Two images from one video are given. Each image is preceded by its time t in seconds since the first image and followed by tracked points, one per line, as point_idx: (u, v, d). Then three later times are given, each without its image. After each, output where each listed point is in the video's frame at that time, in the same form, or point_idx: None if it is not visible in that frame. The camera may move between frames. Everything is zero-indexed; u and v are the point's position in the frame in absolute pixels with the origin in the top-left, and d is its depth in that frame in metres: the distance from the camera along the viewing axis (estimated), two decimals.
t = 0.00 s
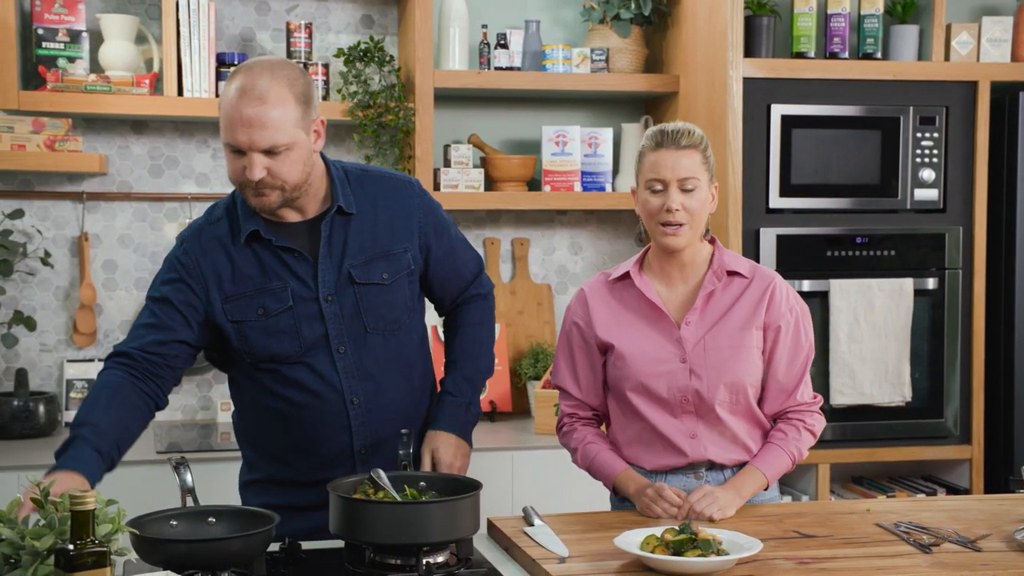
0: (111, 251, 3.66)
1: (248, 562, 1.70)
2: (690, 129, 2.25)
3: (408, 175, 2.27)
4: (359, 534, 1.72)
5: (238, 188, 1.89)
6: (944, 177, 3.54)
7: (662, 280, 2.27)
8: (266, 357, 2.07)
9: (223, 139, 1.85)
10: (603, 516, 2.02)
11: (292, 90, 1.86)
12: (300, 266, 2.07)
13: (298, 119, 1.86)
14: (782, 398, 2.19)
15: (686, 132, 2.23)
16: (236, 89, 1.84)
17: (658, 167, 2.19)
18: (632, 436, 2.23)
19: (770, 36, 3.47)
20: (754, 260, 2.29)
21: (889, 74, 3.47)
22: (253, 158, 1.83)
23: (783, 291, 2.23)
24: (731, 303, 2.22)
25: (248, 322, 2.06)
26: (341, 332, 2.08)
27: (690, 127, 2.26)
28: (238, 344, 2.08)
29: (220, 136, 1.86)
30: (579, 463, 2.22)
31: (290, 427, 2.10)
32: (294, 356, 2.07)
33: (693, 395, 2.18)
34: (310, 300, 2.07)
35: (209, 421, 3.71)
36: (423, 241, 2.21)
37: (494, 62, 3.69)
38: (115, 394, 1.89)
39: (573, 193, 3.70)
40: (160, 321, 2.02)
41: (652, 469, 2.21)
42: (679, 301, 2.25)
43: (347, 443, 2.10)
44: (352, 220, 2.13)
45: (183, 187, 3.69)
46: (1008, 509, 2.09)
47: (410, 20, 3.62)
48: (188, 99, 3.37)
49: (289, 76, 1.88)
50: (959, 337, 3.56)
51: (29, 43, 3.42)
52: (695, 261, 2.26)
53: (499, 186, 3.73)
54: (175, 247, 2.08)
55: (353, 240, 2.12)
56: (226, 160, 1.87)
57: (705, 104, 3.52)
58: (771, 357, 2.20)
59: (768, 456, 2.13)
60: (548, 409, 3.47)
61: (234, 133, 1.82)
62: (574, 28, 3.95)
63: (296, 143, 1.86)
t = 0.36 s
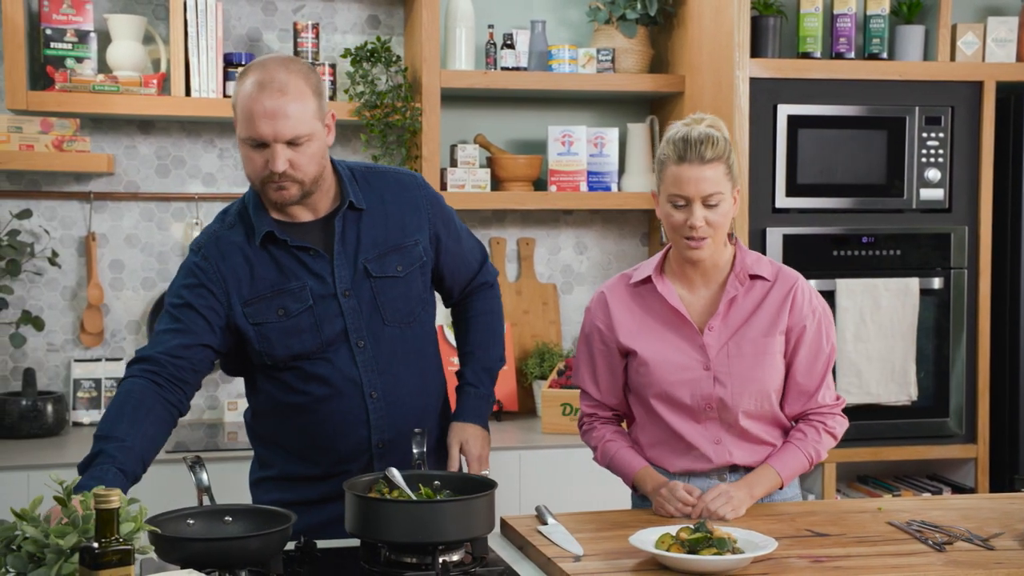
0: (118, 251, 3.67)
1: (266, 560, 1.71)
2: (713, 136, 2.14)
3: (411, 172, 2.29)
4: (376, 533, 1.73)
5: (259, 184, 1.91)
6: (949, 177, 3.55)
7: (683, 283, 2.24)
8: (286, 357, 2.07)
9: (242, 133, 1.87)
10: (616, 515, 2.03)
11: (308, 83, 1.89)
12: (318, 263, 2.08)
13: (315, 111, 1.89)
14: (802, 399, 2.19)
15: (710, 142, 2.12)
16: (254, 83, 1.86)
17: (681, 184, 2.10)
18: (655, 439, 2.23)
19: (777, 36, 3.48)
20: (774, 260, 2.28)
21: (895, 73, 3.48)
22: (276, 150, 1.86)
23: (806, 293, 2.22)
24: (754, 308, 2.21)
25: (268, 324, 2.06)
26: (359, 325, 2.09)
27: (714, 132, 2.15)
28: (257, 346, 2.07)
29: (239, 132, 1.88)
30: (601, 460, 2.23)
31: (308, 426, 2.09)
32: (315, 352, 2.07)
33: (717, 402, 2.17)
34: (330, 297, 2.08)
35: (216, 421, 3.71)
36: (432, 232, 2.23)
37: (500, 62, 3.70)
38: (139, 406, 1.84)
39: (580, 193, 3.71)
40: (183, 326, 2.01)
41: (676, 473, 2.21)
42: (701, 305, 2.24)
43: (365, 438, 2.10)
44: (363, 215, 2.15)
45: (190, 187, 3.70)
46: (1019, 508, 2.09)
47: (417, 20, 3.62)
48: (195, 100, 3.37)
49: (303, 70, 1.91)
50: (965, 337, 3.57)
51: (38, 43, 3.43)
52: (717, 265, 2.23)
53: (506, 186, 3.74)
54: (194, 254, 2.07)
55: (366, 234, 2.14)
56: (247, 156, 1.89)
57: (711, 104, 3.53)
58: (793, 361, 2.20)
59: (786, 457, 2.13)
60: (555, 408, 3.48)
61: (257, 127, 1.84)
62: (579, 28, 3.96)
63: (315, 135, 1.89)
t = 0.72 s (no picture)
0: (117, 251, 3.66)
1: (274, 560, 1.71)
2: (730, 147, 2.14)
3: (459, 184, 2.32)
4: (384, 532, 1.73)
5: (314, 165, 1.94)
6: (947, 177, 3.57)
7: (699, 288, 2.26)
8: (300, 340, 2.09)
9: (306, 112, 1.92)
10: (622, 514, 2.04)
11: (375, 72, 1.97)
12: (349, 253, 2.12)
13: (378, 100, 1.95)
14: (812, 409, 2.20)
15: (725, 154, 2.12)
16: (323, 67, 1.93)
17: (695, 197, 2.10)
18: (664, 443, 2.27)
19: (776, 36, 3.50)
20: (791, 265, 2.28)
21: (893, 74, 3.50)
22: (336, 130, 1.91)
23: (822, 303, 2.22)
24: (768, 318, 2.22)
25: (289, 303, 2.09)
26: (380, 323, 2.12)
27: (729, 141, 2.15)
28: (275, 322, 2.10)
29: (302, 111, 1.93)
30: (614, 456, 2.15)
31: (307, 413, 2.11)
32: (331, 339, 2.10)
33: (728, 412, 2.21)
34: (354, 290, 2.11)
35: (215, 421, 3.71)
36: (468, 247, 2.27)
37: (500, 62, 3.71)
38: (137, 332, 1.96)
39: (578, 192, 3.72)
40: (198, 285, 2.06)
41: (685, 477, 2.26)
42: (716, 311, 2.26)
43: (363, 433, 2.11)
44: (405, 218, 2.18)
45: (189, 187, 3.70)
46: (1021, 505, 2.11)
47: (417, 21, 3.63)
48: (195, 100, 3.37)
49: (371, 61, 1.98)
50: (962, 336, 3.59)
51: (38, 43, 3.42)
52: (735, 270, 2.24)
53: (505, 186, 3.75)
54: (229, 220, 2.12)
55: (404, 237, 2.17)
56: (306, 135, 1.94)
57: (710, 104, 3.54)
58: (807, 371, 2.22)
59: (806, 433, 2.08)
60: (554, 407, 3.49)
61: (321, 106, 1.90)
62: (577, 28, 3.97)
63: (376, 123, 1.94)
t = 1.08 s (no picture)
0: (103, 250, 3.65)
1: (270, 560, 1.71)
2: (733, 155, 2.15)
3: (437, 208, 2.26)
4: (379, 531, 1.74)
5: (292, 177, 1.93)
6: (930, 177, 3.60)
7: (697, 291, 2.27)
8: (255, 338, 2.07)
9: (290, 125, 1.89)
10: (614, 513, 2.05)
11: (366, 89, 1.94)
12: (312, 259, 2.09)
13: (365, 118, 1.93)
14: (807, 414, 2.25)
15: (727, 161, 2.13)
16: (312, 79, 1.90)
17: (697, 205, 2.12)
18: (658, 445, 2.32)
19: (762, 37, 3.52)
20: (788, 268, 2.29)
21: (877, 75, 3.53)
22: (319, 148, 1.89)
23: (818, 310, 2.24)
24: (764, 325, 2.24)
25: (246, 297, 2.07)
26: (335, 335, 2.09)
27: (731, 147, 2.17)
28: (230, 315, 2.07)
29: (286, 122, 1.91)
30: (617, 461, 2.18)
31: (256, 413, 2.08)
32: (284, 343, 2.07)
33: (723, 418, 2.25)
34: (312, 297, 2.09)
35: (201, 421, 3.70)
36: (436, 271, 2.21)
37: (487, 63, 3.71)
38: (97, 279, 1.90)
39: (565, 193, 3.73)
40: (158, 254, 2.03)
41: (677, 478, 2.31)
42: (712, 315, 2.28)
43: (310, 444, 2.09)
44: (374, 233, 2.14)
45: (175, 187, 3.68)
46: (1008, 503, 2.13)
47: (404, 20, 3.63)
48: (182, 99, 3.36)
49: (361, 76, 1.95)
50: (946, 335, 3.62)
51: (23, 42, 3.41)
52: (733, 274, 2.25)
53: (492, 186, 3.75)
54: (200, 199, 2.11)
55: (371, 253, 2.13)
56: (287, 147, 1.91)
57: (697, 104, 3.55)
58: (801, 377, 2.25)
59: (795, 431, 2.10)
60: (542, 407, 3.50)
61: (308, 122, 1.87)
62: (563, 28, 3.98)
63: (361, 142, 1.92)
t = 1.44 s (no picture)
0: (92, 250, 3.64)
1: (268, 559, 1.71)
2: (730, 160, 2.16)
3: (364, 212, 2.21)
4: (378, 530, 1.74)
5: (234, 192, 1.89)
6: (919, 177, 3.62)
7: (692, 295, 2.28)
8: (188, 348, 2.03)
9: (229, 143, 1.84)
10: (611, 513, 2.06)
11: (302, 96, 1.88)
12: (240, 266, 2.07)
13: (303, 126, 1.88)
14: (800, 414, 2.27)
15: (726, 166, 2.15)
16: (246, 93, 1.83)
17: (696, 209, 2.13)
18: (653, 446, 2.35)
19: (752, 38, 3.53)
20: (781, 269, 2.30)
21: (867, 76, 3.55)
22: (262, 164, 1.84)
23: (811, 311, 2.26)
24: (758, 327, 2.26)
25: (178, 304, 2.03)
26: (261, 343, 2.07)
27: (728, 152, 2.18)
28: (162, 324, 2.04)
29: (223, 138, 1.85)
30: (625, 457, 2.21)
31: (191, 421, 2.06)
32: (217, 353, 2.04)
33: (718, 421, 2.27)
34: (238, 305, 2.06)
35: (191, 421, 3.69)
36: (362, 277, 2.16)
37: (477, 63, 3.72)
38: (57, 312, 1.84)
39: (555, 193, 3.73)
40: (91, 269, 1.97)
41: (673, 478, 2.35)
42: (705, 317, 2.29)
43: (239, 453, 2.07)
44: (299, 239, 2.10)
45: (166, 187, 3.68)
46: (1001, 501, 2.15)
47: (394, 20, 3.63)
48: (173, 100, 3.35)
49: (296, 82, 1.89)
50: (934, 334, 3.64)
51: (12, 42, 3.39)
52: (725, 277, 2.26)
53: (483, 186, 3.76)
54: (130, 205, 2.05)
55: (295, 260, 2.09)
56: (226, 163, 1.86)
57: (687, 105, 3.57)
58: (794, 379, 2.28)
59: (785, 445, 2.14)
60: (533, 406, 3.50)
61: (250, 140, 1.82)
62: (553, 28, 3.99)
63: (302, 152, 1.88)
